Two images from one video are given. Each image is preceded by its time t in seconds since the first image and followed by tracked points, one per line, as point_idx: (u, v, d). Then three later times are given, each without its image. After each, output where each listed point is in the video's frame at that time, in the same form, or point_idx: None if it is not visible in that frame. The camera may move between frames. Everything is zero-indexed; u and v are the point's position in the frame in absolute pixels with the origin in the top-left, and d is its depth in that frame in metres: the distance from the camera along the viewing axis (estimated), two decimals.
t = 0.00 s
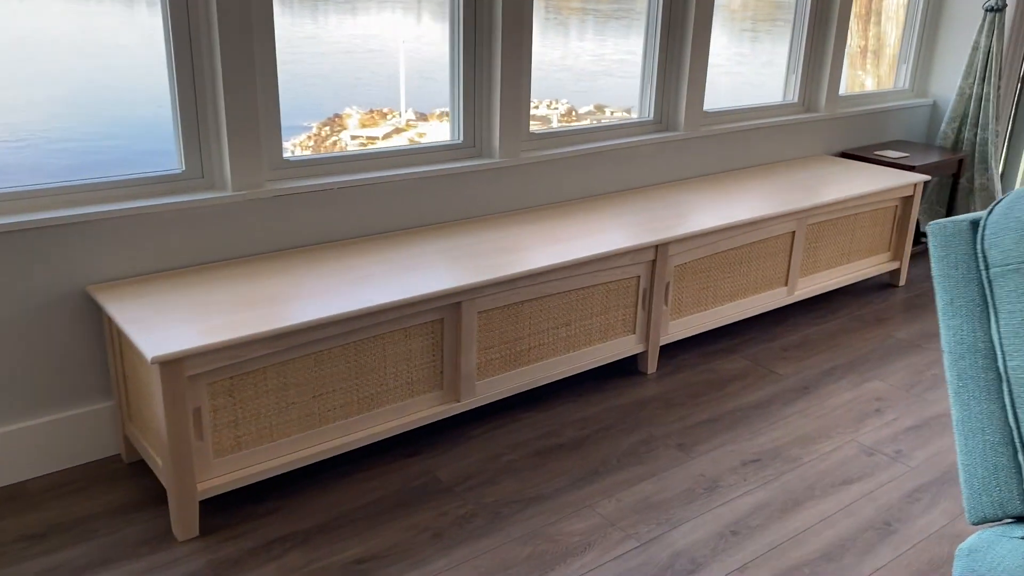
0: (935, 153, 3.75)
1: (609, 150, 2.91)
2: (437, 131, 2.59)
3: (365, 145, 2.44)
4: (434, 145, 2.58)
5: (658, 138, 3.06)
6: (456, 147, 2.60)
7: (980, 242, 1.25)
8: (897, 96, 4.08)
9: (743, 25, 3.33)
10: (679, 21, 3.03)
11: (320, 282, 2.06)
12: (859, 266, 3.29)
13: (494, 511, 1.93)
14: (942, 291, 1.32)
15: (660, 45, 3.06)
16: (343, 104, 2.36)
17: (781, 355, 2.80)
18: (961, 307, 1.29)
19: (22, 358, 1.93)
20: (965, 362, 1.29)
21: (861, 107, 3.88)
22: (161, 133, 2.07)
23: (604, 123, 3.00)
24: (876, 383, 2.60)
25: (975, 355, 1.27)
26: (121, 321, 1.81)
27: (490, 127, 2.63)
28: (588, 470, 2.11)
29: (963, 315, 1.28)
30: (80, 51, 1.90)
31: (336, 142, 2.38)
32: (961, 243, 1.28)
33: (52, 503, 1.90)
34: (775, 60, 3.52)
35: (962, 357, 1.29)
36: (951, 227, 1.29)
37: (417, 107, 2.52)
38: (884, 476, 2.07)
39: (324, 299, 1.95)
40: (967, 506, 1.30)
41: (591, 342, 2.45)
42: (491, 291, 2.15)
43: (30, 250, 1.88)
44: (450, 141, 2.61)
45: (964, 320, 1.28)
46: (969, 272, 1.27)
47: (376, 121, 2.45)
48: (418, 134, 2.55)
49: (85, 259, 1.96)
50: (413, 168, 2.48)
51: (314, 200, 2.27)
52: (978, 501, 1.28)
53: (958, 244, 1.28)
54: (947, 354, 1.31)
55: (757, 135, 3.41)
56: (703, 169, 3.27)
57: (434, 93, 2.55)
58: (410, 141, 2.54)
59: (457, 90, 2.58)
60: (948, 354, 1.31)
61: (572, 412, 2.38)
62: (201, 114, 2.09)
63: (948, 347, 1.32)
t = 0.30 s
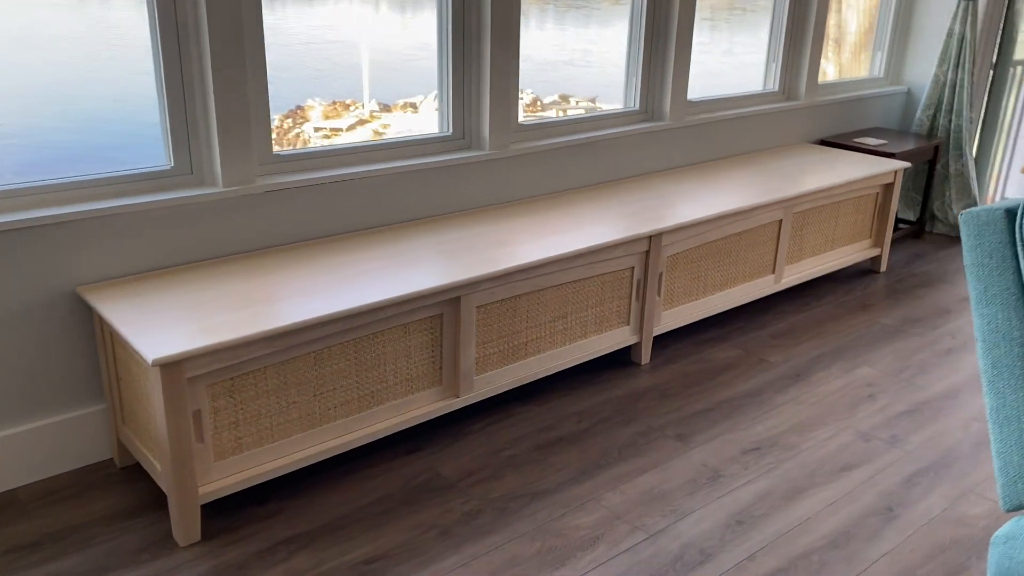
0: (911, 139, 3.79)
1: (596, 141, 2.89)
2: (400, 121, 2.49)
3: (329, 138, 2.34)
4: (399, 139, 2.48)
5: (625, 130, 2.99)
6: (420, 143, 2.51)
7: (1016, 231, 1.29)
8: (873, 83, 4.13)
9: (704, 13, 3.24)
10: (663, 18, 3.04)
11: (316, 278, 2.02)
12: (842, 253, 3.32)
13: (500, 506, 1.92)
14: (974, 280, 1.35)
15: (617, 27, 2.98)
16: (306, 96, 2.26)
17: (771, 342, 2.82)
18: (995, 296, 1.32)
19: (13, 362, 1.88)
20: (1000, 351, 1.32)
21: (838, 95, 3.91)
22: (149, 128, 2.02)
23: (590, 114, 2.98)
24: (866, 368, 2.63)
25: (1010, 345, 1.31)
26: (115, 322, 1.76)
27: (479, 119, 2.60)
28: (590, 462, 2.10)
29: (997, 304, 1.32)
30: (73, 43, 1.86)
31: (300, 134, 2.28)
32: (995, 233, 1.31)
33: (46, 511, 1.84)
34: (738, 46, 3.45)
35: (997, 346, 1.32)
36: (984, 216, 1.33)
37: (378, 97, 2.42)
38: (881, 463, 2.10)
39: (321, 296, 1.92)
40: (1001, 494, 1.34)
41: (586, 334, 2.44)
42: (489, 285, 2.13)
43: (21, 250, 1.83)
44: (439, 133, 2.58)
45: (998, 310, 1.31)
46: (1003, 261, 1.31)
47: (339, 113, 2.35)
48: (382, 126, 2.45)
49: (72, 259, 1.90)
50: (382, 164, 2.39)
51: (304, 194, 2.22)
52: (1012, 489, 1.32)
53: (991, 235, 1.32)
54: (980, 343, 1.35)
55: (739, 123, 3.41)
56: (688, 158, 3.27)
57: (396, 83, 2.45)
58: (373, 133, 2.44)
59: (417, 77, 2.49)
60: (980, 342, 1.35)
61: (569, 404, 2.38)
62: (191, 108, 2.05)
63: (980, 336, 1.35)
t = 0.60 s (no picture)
0: (880, 126, 3.86)
1: (578, 131, 2.89)
2: (360, 110, 2.40)
3: (287, 129, 2.25)
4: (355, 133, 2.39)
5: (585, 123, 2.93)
6: (383, 134, 2.44)
7: None
8: (842, 71, 4.19)
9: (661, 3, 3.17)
10: (642, 11, 3.04)
11: (308, 273, 2.00)
12: (819, 239, 3.37)
13: (500, 498, 1.92)
14: (990, 265, 1.34)
15: (574, 11, 2.90)
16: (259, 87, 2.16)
17: (754, 329, 2.86)
18: (1011, 282, 1.31)
19: None
20: (1017, 336, 1.32)
21: (810, 83, 3.96)
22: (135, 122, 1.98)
23: (571, 103, 2.98)
24: (847, 353, 2.69)
25: None
26: (108, 321, 1.73)
27: (464, 109, 2.59)
28: (586, 451, 2.12)
29: (1014, 290, 1.31)
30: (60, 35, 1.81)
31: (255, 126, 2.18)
32: (1013, 221, 1.29)
33: (38, 517, 1.81)
34: (714, 34, 3.47)
35: (1014, 331, 1.32)
36: (1002, 203, 1.30)
37: (335, 87, 2.33)
38: (868, 446, 2.16)
39: (316, 291, 1.89)
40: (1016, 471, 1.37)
41: (575, 324, 2.45)
42: (482, 277, 2.12)
43: (9, 248, 1.79)
44: (424, 124, 2.56)
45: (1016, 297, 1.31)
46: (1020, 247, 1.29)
47: (295, 103, 2.25)
48: (340, 117, 2.36)
49: (58, 258, 1.86)
50: (321, 163, 2.26)
51: (292, 188, 2.19)
52: None
53: (1008, 222, 1.29)
54: (997, 327, 1.35)
55: (716, 112, 3.44)
56: (667, 147, 3.29)
57: (355, 73, 2.37)
58: (332, 124, 2.35)
59: (372, 66, 2.39)
60: (998, 326, 1.35)
61: (561, 394, 2.39)
62: (178, 102, 2.01)
63: (997, 320, 1.35)
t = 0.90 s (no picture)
0: (867, 118, 3.90)
1: (574, 125, 2.90)
2: (335, 108, 2.33)
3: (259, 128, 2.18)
4: (328, 133, 2.32)
5: (563, 121, 2.87)
6: (346, 137, 2.35)
7: None
8: (829, 63, 4.23)
9: None
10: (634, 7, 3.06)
11: (314, 269, 1.99)
12: (810, 230, 3.41)
13: (512, 490, 1.93)
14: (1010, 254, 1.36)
15: (568, 6, 2.90)
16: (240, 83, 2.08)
17: (751, 319, 2.89)
18: None
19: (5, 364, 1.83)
20: None
21: (797, 75, 4.00)
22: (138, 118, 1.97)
23: (566, 98, 2.99)
24: (843, 341, 2.73)
25: None
26: (118, 319, 1.72)
27: (462, 104, 2.59)
28: (594, 442, 2.13)
29: None
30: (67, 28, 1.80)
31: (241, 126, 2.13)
32: None
33: (48, 517, 1.79)
34: (705, 27, 3.49)
35: None
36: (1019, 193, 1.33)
37: (310, 83, 2.25)
38: (869, 433, 2.20)
39: (325, 287, 1.89)
40: None
41: (577, 316, 2.47)
42: (488, 271, 2.13)
43: (17, 247, 1.78)
44: (422, 119, 2.55)
45: None
46: None
47: (271, 101, 2.19)
48: (317, 113, 2.29)
49: (64, 257, 1.85)
50: (318, 159, 2.25)
51: (294, 184, 2.18)
52: None
53: None
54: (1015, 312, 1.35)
55: (707, 104, 3.47)
56: (660, 140, 3.31)
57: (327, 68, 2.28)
58: (309, 121, 2.28)
59: (345, 62, 2.31)
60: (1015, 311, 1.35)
61: (564, 386, 2.40)
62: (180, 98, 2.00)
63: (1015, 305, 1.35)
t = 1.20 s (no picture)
0: (853, 110, 3.95)
1: (568, 118, 2.93)
2: (319, 105, 2.31)
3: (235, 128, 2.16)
4: (313, 129, 2.30)
5: (550, 116, 2.87)
6: (334, 133, 2.34)
7: None
8: (816, 57, 4.28)
9: None
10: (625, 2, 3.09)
11: (318, 262, 2.01)
12: (801, 221, 3.46)
13: (517, 478, 1.96)
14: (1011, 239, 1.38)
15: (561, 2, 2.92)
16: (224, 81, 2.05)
17: (745, 309, 2.93)
18: None
19: (11, 359, 1.84)
20: None
21: (785, 69, 4.05)
22: (139, 111, 1.97)
23: (560, 92, 3.01)
24: (836, 329, 2.78)
25: None
26: (126, 312, 1.73)
27: (459, 98, 2.60)
28: (595, 430, 2.16)
29: None
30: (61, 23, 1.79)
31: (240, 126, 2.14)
32: None
33: (58, 511, 1.81)
34: (695, 22, 3.52)
35: None
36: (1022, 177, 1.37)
37: (293, 81, 2.23)
38: (865, 418, 2.24)
39: (330, 279, 1.91)
40: None
41: (576, 307, 2.49)
42: (489, 263, 2.15)
43: (28, 242, 1.79)
44: (420, 114, 2.57)
45: None
46: None
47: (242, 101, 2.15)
48: (300, 111, 2.27)
49: (68, 252, 1.86)
50: (315, 154, 2.26)
51: (295, 179, 2.19)
52: None
53: None
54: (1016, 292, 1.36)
55: (698, 98, 3.50)
56: (652, 133, 3.34)
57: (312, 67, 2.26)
58: (292, 119, 2.26)
59: (333, 59, 2.30)
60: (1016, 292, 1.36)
61: (564, 377, 2.43)
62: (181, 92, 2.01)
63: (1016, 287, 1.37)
